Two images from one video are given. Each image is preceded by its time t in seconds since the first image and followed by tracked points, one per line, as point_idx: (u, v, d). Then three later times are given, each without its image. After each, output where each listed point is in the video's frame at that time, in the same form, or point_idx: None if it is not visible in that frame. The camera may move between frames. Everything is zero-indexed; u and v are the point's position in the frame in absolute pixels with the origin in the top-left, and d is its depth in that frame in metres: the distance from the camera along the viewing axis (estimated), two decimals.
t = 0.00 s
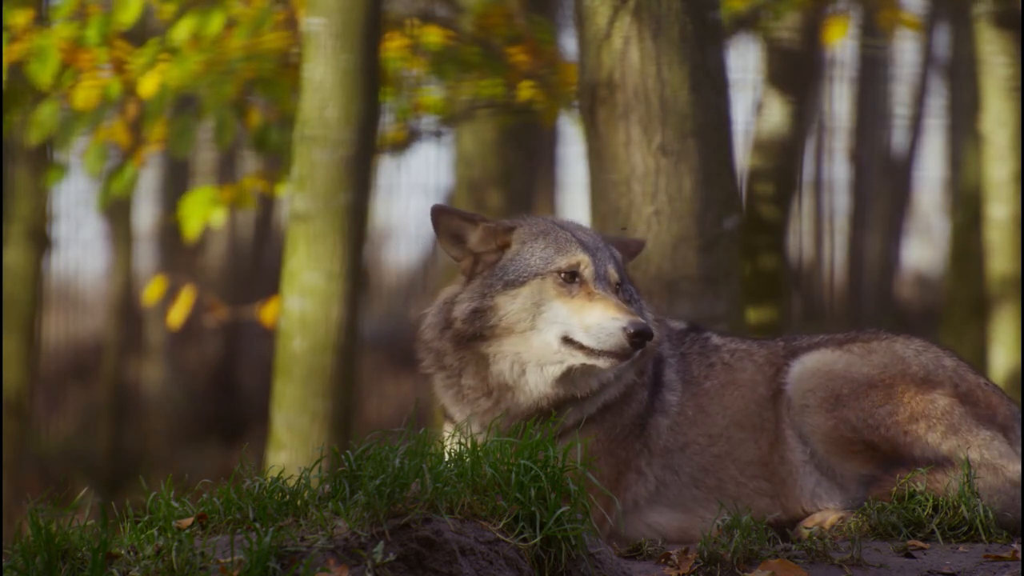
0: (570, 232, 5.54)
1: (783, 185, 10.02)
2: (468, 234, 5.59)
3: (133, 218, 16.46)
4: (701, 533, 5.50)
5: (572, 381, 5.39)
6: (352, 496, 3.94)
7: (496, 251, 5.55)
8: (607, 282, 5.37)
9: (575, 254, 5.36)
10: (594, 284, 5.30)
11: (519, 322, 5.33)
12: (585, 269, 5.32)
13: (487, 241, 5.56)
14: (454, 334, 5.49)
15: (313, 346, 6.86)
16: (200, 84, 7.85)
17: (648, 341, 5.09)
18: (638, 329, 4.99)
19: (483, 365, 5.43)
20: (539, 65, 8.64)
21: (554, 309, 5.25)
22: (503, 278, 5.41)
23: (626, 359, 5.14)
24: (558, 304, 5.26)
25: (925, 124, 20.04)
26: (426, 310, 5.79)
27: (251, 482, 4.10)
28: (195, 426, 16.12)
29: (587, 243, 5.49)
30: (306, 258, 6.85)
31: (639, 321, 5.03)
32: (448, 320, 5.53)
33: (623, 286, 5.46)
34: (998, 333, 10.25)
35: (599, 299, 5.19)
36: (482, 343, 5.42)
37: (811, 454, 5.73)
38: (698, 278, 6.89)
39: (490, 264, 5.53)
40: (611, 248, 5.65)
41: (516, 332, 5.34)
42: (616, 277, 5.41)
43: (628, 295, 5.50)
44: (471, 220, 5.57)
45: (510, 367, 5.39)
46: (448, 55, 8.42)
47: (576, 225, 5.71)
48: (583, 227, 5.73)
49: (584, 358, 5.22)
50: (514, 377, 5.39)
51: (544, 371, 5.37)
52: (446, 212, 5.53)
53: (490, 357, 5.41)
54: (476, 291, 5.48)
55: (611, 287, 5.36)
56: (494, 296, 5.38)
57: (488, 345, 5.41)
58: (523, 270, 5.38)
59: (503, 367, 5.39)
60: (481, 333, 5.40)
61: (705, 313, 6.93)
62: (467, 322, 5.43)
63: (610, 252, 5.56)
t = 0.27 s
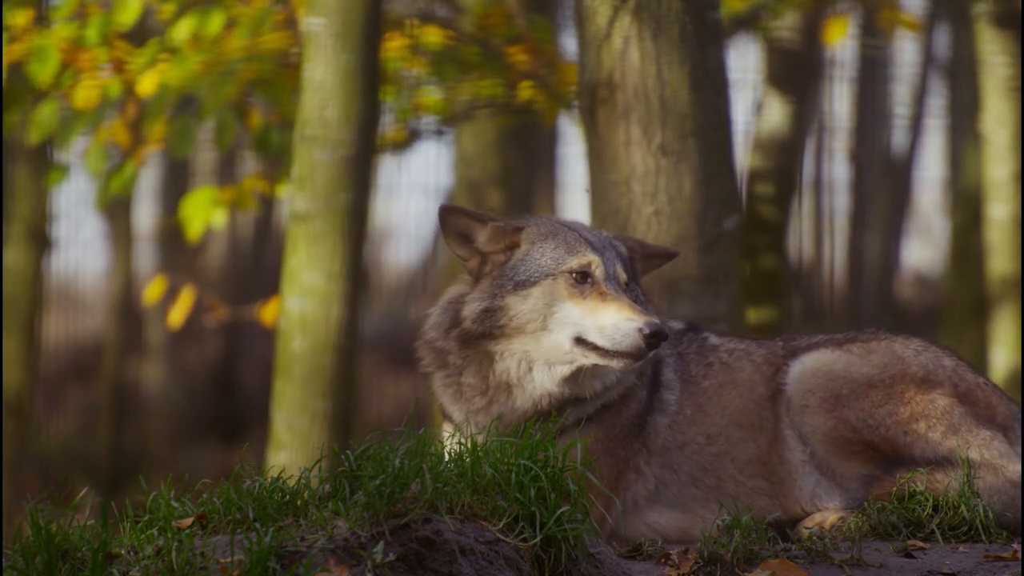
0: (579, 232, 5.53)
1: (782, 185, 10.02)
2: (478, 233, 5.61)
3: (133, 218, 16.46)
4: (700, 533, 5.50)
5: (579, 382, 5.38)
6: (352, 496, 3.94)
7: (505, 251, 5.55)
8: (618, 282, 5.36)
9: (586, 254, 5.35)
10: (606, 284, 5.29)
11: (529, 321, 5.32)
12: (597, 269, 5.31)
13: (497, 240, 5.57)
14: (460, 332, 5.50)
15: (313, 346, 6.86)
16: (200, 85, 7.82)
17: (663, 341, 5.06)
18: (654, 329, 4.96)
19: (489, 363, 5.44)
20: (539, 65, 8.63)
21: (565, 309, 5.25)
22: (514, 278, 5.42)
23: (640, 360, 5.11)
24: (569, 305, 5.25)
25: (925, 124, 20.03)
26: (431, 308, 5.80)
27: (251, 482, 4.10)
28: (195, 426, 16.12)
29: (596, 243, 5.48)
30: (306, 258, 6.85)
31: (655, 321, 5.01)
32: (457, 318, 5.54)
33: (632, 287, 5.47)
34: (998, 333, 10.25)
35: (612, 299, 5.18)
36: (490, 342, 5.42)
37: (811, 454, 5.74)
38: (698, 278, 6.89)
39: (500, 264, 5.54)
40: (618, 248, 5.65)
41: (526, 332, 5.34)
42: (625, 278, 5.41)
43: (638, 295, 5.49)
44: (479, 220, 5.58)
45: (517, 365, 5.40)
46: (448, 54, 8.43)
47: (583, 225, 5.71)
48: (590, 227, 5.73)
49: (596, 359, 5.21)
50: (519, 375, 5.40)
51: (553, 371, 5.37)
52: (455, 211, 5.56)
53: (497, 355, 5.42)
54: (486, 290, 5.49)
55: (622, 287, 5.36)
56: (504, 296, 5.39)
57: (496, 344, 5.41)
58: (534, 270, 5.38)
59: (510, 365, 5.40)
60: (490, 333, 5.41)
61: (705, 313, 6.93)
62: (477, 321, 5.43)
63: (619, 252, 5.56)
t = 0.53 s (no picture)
0: (584, 232, 5.56)
1: (782, 186, 10.02)
2: (485, 236, 5.59)
3: (132, 219, 16.44)
4: (700, 532, 5.50)
5: (587, 383, 5.39)
6: (352, 496, 3.94)
7: (513, 253, 5.54)
8: (625, 282, 5.40)
9: (595, 255, 5.38)
10: (614, 284, 5.32)
11: (539, 322, 5.33)
12: (606, 270, 5.34)
13: (504, 243, 5.55)
14: (468, 332, 5.49)
15: (314, 346, 6.86)
16: (200, 85, 7.79)
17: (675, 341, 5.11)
18: (667, 329, 5.01)
19: (496, 363, 5.43)
20: (539, 65, 8.62)
21: (576, 311, 5.26)
22: (524, 280, 5.41)
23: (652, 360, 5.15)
24: (580, 306, 5.27)
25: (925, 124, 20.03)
26: (436, 309, 5.79)
27: (251, 482, 4.10)
28: (195, 426, 16.12)
29: (603, 243, 5.51)
30: (306, 258, 6.85)
31: (667, 321, 5.05)
32: (465, 318, 5.53)
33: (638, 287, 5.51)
34: (998, 333, 10.26)
35: (623, 300, 5.21)
36: (499, 342, 5.42)
37: (810, 454, 5.73)
38: (698, 278, 6.89)
39: (508, 266, 5.52)
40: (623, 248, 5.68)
41: (536, 333, 5.35)
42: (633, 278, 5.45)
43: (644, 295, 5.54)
44: (485, 221, 5.55)
45: (525, 365, 5.40)
46: (449, 55, 8.42)
47: (587, 226, 5.73)
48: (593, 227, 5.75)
49: (606, 360, 5.23)
50: (527, 375, 5.40)
51: (562, 372, 5.37)
52: (460, 215, 5.52)
53: (505, 355, 5.41)
54: (495, 293, 5.47)
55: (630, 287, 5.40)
56: (514, 298, 5.38)
57: (505, 344, 5.41)
58: (544, 272, 5.38)
59: (518, 365, 5.40)
60: (500, 333, 5.40)
61: (705, 313, 6.93)
62: (486, 322, 5.42)
63: (624, 253, 5.59)
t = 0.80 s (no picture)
0: (588, 232, 5.59)
1: (782, 186, 10.02)
2: (490, 237, 5.60)
3: (133, 219, 16.44)
4: (700, 532, 5.49)
5: (591, 384, 5.38)
6: (352, 496, 3.94)
7: (518, 253, 5.55)
8: (631, 282, 5.43)
9: (600, 255, 5.40)
10: (619, 284, 5.35)
11: (544, 322, 5.33)
12: (612, 270, 5.37)
13: (509, 243, 5.56)
14: (472, 332, 5.49)
15: (314, 346, 6.86)
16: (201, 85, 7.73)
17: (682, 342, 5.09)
18: (675, 330, 4.98)
19: (500, 362, 5.42)
20: (540, 65, 8.67)
21: (581, 311, 5.26)
22: (529, 280, 5.41)
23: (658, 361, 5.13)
24: (585, 306, 5.27)
25: (925, 124, 20.05)
26: (439, 308, 5.80)
27: (251, 482, 4.10)
28: (195, 425, 16.13)
29: (607, 245, 5.54)
30: (307, 258, 6.85)
31: (674, 322, 5.03)
32: (470, 318, 5.54)
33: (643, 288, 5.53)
34: (998, 332, 10.26)
35: (629, 300, 5.22)
36: (504, 342, 5.41)
37: (810, 454, 5.73)
38: (699, 278, 6.89)
39: (513, 266, 5.53)
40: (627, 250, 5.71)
41: (541, 334, 5.34)
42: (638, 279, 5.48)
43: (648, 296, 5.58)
44: (490, 222, 5.58)
45: (529, 365, 5.39)
46: (449, 55, 8.30)
47: (590, 227, 5.75)
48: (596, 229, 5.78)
49: (612, 360, 5.21)
50: (531, 375, 5.39)
51: (566, 372, 5.36)
52: (465, 216, 5.55)
53: (509, 355, 5.40)
54: (500, 293, 5.47)
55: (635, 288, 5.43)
56: (520, 299, 5.38)
57: (510, 344, 5.40)
58: (550, 272, 5.39)
59: (522, 365, 5.39)
60: (505, 333, 5.40)
61: (705, 313, 6.93)
62: (492, 322, 5.42)
63: (628, 254, 5.63)
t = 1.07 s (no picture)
0: (590, 232, 5.59)
1: (782, 186, 10.03)
2: (490, 238, 5.60)
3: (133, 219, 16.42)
4: (700, 532, 5.49)
5: (592, 384, 5.38)
6: (352, 496, 3.94)
7: (520, 253, 5.54)
8: (633, 282, 5.43)
9: (603, 255, 5.40)
10: (621, 283, 5.35)
11: (546, 321, 5.33)
12: (614, 271, 5.37)
13: (510, 244, 5.56)
14: (474, 331, 5.48)
15: (314, 346, 6.85)
16: (201, 84, 7.77)
17: (685, 343, 5.10)
18: (678, 331, 5.00)
19: (501, 362, 5.42)
20: (539, 65, 8.68)
21: (585, 311, 5.27)
22: (532, 280, 5.41)
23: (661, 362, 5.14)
24: (588, 307, 5.27)
25: (925, 125, 20.04)
26: (441, 308, 5.80)
27: (251, 482, 4.10)
28: (195, 425, 16.13)
29: (610, 245, 5.53)
30: (307, 259, 6.85)
31: (677, 323, 5.04)
32: (472, 317, 5.53)
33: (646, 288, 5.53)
34: (998, 332, 10.25)
35: (632, 300, 5.22)
36: (506, 341, 5.41)
37: (810, 454, 5.73)
38: (699, 278, 6.89)
39: (515, 266, 5.53)
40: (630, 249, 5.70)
41: (544, 333, 5.34)
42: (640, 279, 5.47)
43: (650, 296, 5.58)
44: (491, 222, 5.58)
45: (531, 364, 5.39)
46: (448, 55, 8.30)
47: (593, 228, 5.74)
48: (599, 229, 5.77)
49: (615, 361, 5.22)
50: (532, 375, 5.39)
51: (567, 372, 5.36)
52: (466, 219, 5.56)
53: (511, 355, 5.40)
54: (503, 293, 5.47)
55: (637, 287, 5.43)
56: (523, 299, 5.38)
57: (512, 344, 5.40)
58: (553, 272, 5.38)
59: (524, 365, 5.39)
60: (507, 333, 5.39)
61: (705, 313, 6.93)
62: (494, 322, 5.42)
63: (631, 254, 5.62)
